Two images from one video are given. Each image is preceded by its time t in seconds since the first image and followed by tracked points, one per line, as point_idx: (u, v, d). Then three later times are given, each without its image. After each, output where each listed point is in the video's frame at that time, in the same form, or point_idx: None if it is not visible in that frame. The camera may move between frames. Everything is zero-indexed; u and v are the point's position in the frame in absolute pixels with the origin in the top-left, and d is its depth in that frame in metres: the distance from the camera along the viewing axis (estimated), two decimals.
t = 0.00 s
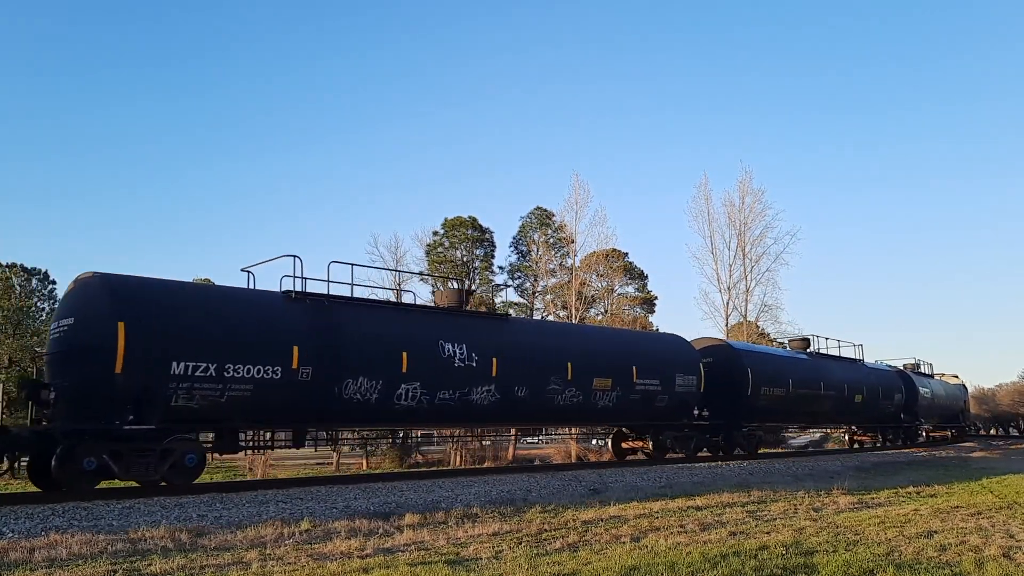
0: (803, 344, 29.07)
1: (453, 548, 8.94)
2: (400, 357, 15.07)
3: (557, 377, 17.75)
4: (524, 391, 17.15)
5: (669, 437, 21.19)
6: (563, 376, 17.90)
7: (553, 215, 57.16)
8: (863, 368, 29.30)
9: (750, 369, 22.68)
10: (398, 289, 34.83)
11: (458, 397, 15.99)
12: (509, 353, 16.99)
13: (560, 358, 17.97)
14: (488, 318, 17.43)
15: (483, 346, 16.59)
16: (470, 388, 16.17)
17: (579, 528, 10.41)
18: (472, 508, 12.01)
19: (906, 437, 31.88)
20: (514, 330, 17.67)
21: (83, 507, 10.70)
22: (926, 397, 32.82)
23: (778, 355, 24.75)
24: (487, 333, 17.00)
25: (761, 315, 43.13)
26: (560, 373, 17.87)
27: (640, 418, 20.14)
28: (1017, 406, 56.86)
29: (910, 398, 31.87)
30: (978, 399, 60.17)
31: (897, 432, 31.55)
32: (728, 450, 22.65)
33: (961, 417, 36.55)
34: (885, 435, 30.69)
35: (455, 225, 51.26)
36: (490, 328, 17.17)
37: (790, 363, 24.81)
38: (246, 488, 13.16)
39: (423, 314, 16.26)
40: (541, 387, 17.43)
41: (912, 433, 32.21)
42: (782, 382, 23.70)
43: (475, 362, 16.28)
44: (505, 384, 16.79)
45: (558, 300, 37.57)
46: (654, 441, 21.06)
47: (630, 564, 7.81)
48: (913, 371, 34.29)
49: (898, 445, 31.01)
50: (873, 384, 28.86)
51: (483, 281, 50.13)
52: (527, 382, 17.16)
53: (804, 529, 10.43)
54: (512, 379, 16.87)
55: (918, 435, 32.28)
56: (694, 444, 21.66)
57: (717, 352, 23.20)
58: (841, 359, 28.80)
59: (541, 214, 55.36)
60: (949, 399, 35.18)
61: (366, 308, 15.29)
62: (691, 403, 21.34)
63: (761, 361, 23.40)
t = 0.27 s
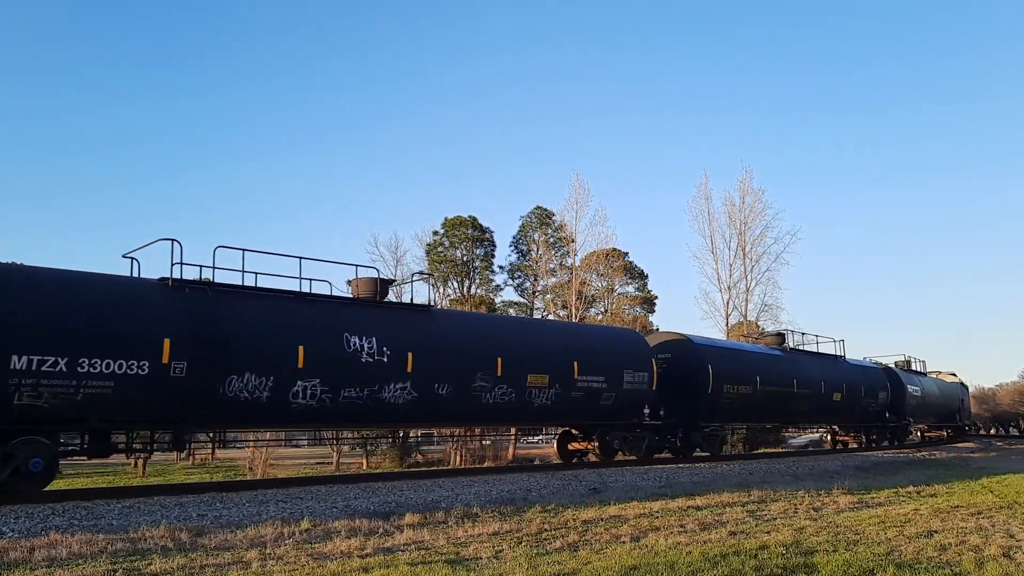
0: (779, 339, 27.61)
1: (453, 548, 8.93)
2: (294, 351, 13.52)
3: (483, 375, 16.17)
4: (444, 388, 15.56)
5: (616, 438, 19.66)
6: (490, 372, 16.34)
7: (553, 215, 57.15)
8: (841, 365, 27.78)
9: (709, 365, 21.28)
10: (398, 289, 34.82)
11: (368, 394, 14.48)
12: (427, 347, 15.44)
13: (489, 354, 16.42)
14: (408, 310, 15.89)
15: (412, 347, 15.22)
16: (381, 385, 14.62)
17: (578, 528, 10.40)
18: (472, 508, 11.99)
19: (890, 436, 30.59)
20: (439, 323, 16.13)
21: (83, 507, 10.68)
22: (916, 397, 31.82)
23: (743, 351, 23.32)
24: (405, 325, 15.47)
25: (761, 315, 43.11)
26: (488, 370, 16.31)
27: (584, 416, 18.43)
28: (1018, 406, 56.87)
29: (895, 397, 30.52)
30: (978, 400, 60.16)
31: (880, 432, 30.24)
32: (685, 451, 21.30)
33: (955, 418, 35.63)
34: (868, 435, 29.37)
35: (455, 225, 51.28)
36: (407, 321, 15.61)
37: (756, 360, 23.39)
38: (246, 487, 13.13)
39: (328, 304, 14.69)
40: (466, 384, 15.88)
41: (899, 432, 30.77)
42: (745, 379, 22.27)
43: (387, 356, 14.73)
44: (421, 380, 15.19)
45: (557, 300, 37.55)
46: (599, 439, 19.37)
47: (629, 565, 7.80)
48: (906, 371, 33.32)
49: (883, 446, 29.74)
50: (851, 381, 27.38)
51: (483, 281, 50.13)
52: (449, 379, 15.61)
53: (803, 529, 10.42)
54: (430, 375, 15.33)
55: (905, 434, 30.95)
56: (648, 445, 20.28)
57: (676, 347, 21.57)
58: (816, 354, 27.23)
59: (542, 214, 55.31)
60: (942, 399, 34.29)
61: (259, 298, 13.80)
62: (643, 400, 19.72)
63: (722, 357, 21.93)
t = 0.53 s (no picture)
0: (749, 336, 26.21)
1: (453, 548, 8.94)
2: (166, 346, 12.18)
3: (395, 373, 14.78)
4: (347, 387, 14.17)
5: (556, 441, 18.15)
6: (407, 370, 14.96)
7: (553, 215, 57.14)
8: (815, 363, 26.31)
9: (663, 362, 19.98)
10: (398, 289, 34.81)
11: (257, 393, 13.15)
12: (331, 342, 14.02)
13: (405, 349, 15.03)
14: (315, 300, 14.48)
15: (366, 337, 14.60)
16: (335, 384, 13.99)
17: (577, 528, 10.40)
18: (472, 508, 11.98)
19: (870, 437, 29.31)
20: (395, 318, 15.37)
21: (83, 507, 10.67)
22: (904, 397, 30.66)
23: (704, 347, 21.90)
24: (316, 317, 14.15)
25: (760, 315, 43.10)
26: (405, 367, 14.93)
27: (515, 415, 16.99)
28: (1018, 406, 56.89)
29: (876, 396, 29.25)
30: (978, 400, 60.16)
31: (859, 433, 28.91)
32: (636, 454, 19.90)
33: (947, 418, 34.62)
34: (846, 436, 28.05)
35: (454, 225, 51.30)
36: (314, 312, 14.21)
37: (719, 357, 21.99)
38: (246, 487, 13.12)
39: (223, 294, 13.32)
40: (376, 384, 14.52)
41: (880, 433, 29.46)
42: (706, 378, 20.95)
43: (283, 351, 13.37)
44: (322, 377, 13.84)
45: (557, 300, 37.54)
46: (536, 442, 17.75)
47: (629, 565, 7.80)
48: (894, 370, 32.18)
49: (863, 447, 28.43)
50: (825, 380, 26.01)
51: (483, 281, 50.12)
52: (356, 375, 14.26)
53: (803, 529, 10.41)
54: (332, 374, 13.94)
55: (887, 436, 29.73)
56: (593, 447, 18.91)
57: (630, 343, 20.41)
58: (787, 352, 25.79)
59: (541, 214, 55.28)
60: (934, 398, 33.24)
61: (204, 295, 13.05)
62: (585, 400, 18.25)
63: (678, 354, 20.60)
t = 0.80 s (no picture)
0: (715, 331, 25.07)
1: (452, 548, 8.92)
2: (6, 338, 11.04)
3: (288, 366, 13.70)
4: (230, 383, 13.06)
5: (478, 439, 16.90)
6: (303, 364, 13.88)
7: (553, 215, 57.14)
8: (784, 359, 25.15)
9: (608, 357, 18.86)
10: (398, 289, 34.80)
11: (121, 391, 12.04)
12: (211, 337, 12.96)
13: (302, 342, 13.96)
14: (199, 289, 13.29)
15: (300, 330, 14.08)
16: (343, 380, 14.35)
17: (578, 528, 10.38)
18: (471, 508, 11.96)
19: (848, 437, 28.13)
20: (401, 318, 15.76)
21: (83, 507, 10.66)
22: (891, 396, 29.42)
23: (658, 341, 20.78)
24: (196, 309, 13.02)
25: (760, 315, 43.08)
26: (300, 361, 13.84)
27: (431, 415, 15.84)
28: (1018, 406, 56.93)
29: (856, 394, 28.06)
30: (978, 400, 60.17)
31: (837, 431, 27.71)
32: (579, 456, 18.65)
33: (938, 416, 33.54)
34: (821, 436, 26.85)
35: (455, 225, 51.31)
36: (189, 303, 13.04)
37: (672, 352, 20.84)
38: (246, 487, 13.09)
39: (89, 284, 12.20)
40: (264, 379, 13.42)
41: (859, 432, 28.24)
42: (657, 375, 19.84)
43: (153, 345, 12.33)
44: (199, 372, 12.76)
45: (557, 300, 37.52)
46: (461, 443, 16.63)
47: (629, 565, 7.78)
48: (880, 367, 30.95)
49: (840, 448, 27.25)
50: (795, 377, 24.85)
51: (483, 281, 50.11)
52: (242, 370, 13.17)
53: (803, 528, 10.40)
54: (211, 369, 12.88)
55: (869, 437, 28.51)
56: (529, 449, 17.72)
57: (573, 337, 19.22)
58: (754, 347, 24.59)
59: (541, 214, 55.25)
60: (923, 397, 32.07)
61: (214, 297, 13.38)
62: (515, 398, 17.17)
63: (626, 349, 19.49)
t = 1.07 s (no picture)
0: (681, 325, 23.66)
1: (452, 547, 8.93)
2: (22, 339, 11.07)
3: (159, 362, 12.24)
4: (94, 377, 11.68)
5: (391, 442, 15.36)
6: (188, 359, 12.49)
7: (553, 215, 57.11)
8: (755, 355, 23.65)
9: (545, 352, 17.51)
10: (399, 288, 34.80)
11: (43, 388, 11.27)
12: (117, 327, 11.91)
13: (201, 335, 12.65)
14: (216, 292, 13.41)
15: (244, 329, 13.13)
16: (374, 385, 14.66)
17: (578, 528, 10.37)
18: (472, 508, 11.95)
19: (824, 437, 26.72)
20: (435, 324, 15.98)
21: (83, 507, 10.66)
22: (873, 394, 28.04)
23: (606, 335, 19.40)
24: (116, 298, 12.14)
25: (761, 315, 43.04)
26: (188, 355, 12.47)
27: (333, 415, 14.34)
28: (1018, 405, 56.93)
29: (833, 392, 26.64)
30: (978, 399, 60.19)
31: (811, 430, 26.32)
32: (512, 459, 17.29)
33: (927, 416, 32.31)
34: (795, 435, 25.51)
35: (455, 225, 51.31)
36: (130, 295, 12.31)
37: (622, 347, 19.47)
38: (246, 487, 13.07)
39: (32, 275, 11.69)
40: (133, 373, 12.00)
41: (836, 432, 26.83)
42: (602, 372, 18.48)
43: (21, 331, 11.07)
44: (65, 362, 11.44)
45: (557, 300, 37.50)
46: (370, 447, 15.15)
47: (630, 565, 7.78)
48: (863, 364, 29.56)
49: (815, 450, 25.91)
50: (763, 374, 23.40)
51: (483, 280, 50.11)
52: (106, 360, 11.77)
53: (803, 528, 10.39)
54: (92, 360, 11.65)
55: (848, 438, 27.15)
56: (452, 452, 16.36)
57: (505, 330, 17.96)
58: (719, 342, 23.19)
59: (542, 214, 55.24)
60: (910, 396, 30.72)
61: (233, 298, 13.45)
62: (434, 396, 15.65)
63: (566, 343, 18.09)
